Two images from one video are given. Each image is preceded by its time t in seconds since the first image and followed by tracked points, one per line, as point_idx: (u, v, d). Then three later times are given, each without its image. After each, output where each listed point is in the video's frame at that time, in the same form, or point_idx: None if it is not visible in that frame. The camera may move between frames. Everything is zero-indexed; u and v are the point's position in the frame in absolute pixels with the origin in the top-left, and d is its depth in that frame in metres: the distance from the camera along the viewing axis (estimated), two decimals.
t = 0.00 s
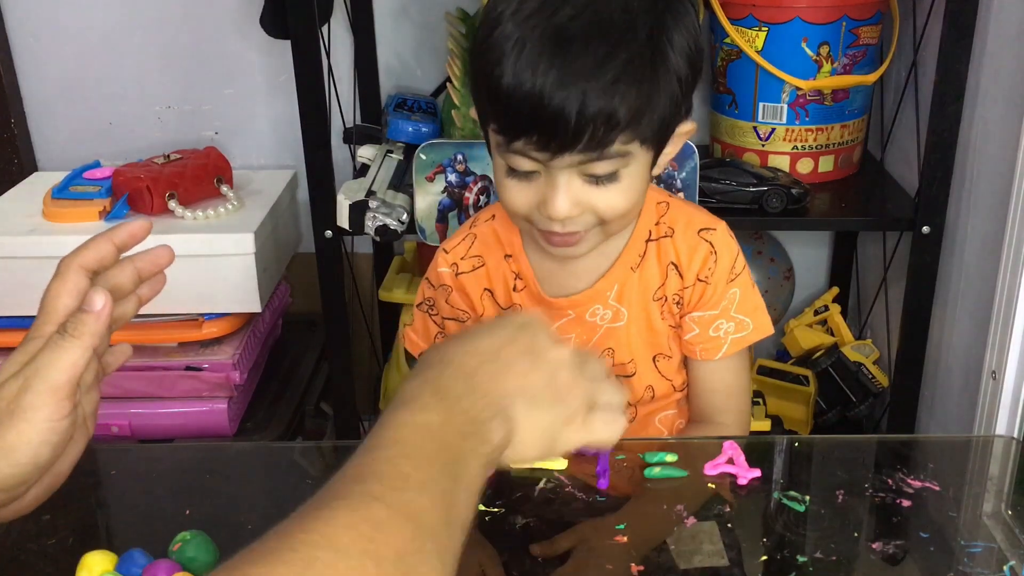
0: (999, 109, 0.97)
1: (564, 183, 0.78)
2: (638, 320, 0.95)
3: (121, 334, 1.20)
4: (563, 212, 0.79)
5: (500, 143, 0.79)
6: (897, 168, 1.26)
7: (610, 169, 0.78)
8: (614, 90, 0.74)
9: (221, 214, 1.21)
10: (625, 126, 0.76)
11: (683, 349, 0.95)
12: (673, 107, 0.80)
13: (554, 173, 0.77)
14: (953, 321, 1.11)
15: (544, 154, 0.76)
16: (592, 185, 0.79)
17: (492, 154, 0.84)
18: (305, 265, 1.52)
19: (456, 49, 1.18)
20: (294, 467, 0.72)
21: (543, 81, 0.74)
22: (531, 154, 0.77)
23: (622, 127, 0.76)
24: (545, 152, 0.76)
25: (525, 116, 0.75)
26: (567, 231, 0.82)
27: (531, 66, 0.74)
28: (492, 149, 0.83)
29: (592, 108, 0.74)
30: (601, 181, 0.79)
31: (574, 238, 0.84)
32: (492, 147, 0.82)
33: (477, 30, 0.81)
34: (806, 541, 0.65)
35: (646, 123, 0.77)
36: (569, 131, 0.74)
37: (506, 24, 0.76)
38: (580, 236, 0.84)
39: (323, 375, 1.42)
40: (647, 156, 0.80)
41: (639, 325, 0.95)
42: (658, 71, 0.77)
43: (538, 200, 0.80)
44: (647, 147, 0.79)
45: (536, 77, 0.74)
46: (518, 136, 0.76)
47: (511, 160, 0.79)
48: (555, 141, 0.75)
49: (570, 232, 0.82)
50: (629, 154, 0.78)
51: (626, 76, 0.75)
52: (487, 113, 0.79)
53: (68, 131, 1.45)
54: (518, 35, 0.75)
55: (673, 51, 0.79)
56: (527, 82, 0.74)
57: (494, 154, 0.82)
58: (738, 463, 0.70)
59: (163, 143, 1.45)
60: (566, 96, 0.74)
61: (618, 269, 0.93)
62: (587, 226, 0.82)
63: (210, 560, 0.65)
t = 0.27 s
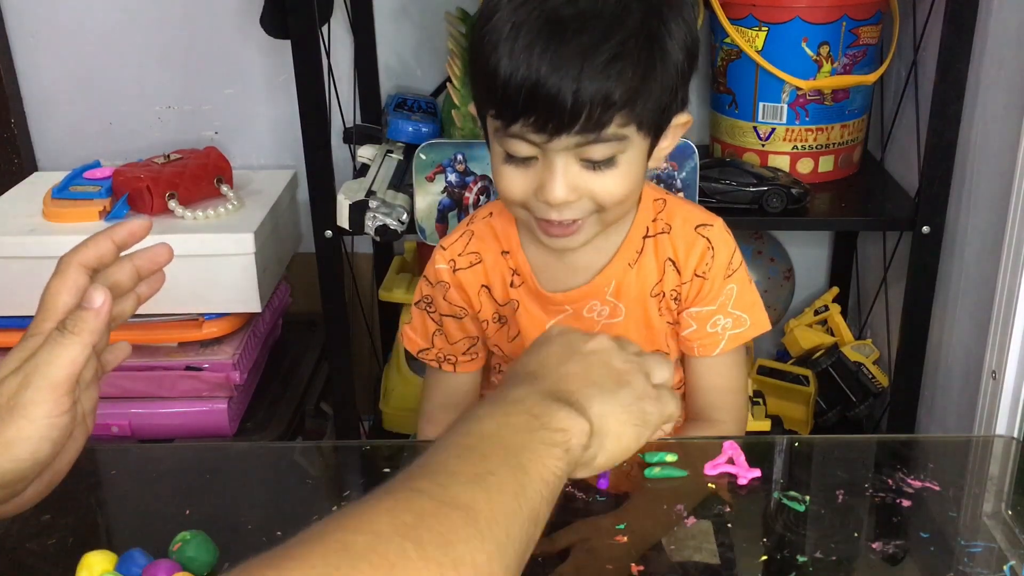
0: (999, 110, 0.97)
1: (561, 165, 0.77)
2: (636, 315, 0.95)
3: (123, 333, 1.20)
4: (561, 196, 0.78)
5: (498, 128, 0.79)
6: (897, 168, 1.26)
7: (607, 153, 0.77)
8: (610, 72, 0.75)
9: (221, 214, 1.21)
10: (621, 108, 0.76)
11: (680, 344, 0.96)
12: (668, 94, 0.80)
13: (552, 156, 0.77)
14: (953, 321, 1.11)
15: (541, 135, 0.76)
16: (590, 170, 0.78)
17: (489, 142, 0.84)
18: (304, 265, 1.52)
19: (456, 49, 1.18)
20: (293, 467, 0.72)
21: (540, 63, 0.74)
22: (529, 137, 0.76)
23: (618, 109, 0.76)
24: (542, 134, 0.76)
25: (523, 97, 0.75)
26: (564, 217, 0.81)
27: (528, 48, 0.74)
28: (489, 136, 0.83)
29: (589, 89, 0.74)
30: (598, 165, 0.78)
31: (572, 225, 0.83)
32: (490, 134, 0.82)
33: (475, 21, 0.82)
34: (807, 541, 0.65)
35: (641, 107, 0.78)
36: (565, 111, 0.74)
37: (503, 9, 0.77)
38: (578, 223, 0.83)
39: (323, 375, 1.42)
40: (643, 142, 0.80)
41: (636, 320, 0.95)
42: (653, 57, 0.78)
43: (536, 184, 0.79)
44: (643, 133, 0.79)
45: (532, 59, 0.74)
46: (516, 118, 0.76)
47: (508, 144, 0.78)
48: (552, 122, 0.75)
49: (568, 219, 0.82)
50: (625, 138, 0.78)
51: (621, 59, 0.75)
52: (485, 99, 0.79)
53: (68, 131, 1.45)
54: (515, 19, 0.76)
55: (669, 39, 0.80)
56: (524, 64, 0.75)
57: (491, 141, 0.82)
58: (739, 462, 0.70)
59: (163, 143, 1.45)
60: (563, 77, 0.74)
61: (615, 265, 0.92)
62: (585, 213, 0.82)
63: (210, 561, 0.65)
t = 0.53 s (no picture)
0: (1000, 110, 0.97)
1: (556, 146, 0.78)
2: (629, 303, 0.94)
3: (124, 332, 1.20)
4: (556, 175, 0.79)
5: (495, 109, 0.80)
6: (897, 168, 1.27)
7: (601, 134, 0.78)
8: (603, 53, 0.76)
9: (221, 214, 1.21)
10: (613, 89, 0.78)
11: (673, 334, 0.95)
12: (662, 76, 0.82)
13: (547, 136, 0.78)
14: (953, 321, 1.11)
15: (536, 115, 0.77)
16: (584, 150, 0.79)
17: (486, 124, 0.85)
18: (304, 265, 1.52)
19: (456, 49, 1.18)
20: (293, 467, 0.72)
21: (534, 44, 0.75)
22: (524, 117, 0.78)
23: (611, 89, 0.77)
24: (537, 113, 0.77)
25: (517, 78, 0.76)
26: (559, 197, 0.82)
27: (522, 30, 0.75)
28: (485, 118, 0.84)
29: (582, 71, 0.75)
30: (592, 146, 0.79)
31: (567, 206, 0.84)
32: (486, 115, 0.83)
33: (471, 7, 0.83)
34: (806, 541, 0.66)
35: (634, 88, 0.79)
36: (559, 91, 0.76)
37: None
38: (574, 205, 0.84)
39: (324, 375, 1.42)
40: (636, 124, 0.81)
41: (631, 309, 0.94)
42: (646, 38, 0.79)
43: (531, 164, 0.80)
44: (636, 114, 0.81)
45: (526, 40, 0.75)
46: (512, 98, 0.77)
47: (504, 125, 0.80)
48: (546, 101, 0.76)
49: (562, 199, 0.82)
50: (619, 119, 0.79)
51: (614, 41, 0.76)
52: (482, 81, 0.80)
53: (68, 132, 1.45)
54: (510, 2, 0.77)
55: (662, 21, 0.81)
56: (519, 45, 0.76)
57: (488, 123, 0.83)
58: (739, 463, 0.69)
59: (163, 143, 1.45)
60: (555, 58, 0.75)
61: (609, 251, 0.92)
62: (580, 194, 0.83)
63: (210, 561, 0.65)
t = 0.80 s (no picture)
0: (1000, 111, 0.97)
1: (561, 120, 0.79)
2: (633, 283, 0.94)
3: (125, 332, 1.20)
4: (562, 149, 0.79)
5: (497, 90, 0.80)
6: (897, 168, 1.27)
7: (605, 106, 0.79)
8: (602, 27, 0.77)
9: (221, 214, 1.21)
10: (614, 61, 0.78)
11: (676, 314, 0.95)
12: (658, 52, 0.82)
13: (551, 111, 0.78)
14: (953, 321, 1.11)
15: (540, 90, 0.77)
16: (588, 124, 0.80)
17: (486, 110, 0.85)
18: (304, 265, 1.52)
19: (456, 48, 1.18)
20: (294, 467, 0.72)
21: (533, 23, 0.76)
22: (528, 93, 0.78)
23: (611, 61, 0.78)
24: (541, 88, 0.77)
25: (519, 56, 0.77)
26: (566, 174, 0.82)
27: (520, 10, 0.76)
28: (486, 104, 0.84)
29: (584, 45, 0.76)
30: (597, 119, 0.80)
31: (575, 182, 0.84)
32: (487, 100, 0.83)
33: None
34: (807, 541, 0.65)
35: (633, 60, 0.80)
36: (562, 64, 0.76)
37: None
38: (581, 181, 0.84)
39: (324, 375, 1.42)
40: (637, 98, 0.82)
41: (634, 290, 0.94)
42: (641, 12, 0.80)
43: (536, 141, 0.80)
44: (636, 88, 0.81)
45: (525, 19, 0.76)
46: (515, 76, 0.78)
47: (508, 105, 0.80)
48: (550, 75, 0.76)
49: (569, 175, 0.82)
50: (621, 91, 0.80)
51: (612, 14, 0.77)
52: (483, 65, 0.81)
53: (68, 132, 1.45)
54: None
55: None
56: (518, 25, 0.76)
57: (489, 108, 0.83)
58: (738, 462, 0.70)
59: (163, 143, 1.45)
60: (556, 33, 0.76)
61: (611, 233, 0.92)
62: (586, 169, 0.82)
63: (209, 561, 0.65)
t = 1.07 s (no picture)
0: (1000, 111, 0.97)
1: (583, 120, 0.79)
2: (647, 281, 0.94)
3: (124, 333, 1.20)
4: (586, 149, 0.79)
5: (515, 95, 0.80)
6: (897, 168, 1.27)
7: (624, 103, 0.79)
8: (619, 26, 0.77)
9: (221, 214, 1.21)
10: (632, 58, 0.79)
11: (682, 308, 0.96)
12: (669, 49, 0.83)
13: (573, 111, 0.78)
14: (952, 321, 1.11)
15: (561, 91, 0.78)
16: (608, 122, 0.80)
17: (499, 114, 0.84)
18: (305, 265, 1.52)
19: (456, 48, 1.18)
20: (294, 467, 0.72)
21: (551, 24, 0.76)
22: (549, 95, 0.78)
23: (630, 58, 0.78)
24: (563, 89, 0.77)
25: (539, 58, 0.77)
26: (588, 173, 0.82)
27: (536, 12, 0.76)
28: (499, 108, 0.84)
29: (604, 45, 0.76)
30: (616, 117, 0.80)
31: (595, 180, 0.84)
32: (501, 104, 0.83)
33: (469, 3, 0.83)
34: (807, 541, 0.66)
35: (649, 57, 0.80)
36: (584, 63, 0.76)
37: None
38: (601, 179, 0.84)
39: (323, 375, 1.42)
40: (651, 94, 0.83)
41: (645, 288, 0.95)
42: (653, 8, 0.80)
43: (558, 143, 0.80)
44: (651, 84, 0.82)
45: (543, 21, 0.76)
46: (535, 78, 0.78)
47: (528, 108, 0.79)
48: (571, 76, 0.77)
49: (591, 174, 0.82)
50: (638, 88, 0.80)
51: (627, 11, 0.78)
52: (497, 69, 0.80)
53: (68, 132, 1.45)
54: None
55: None
56: (536, 28, 0.76)
57: (503, 112, 0.83)
58: (739, 463, 0.69)
59: (163, 143, 1.45)
60: (574, 34, 0.76)
61: (622, 233, 0.92)
62: (606, 167, 0.83)
63: (209, 561, 0.65)
